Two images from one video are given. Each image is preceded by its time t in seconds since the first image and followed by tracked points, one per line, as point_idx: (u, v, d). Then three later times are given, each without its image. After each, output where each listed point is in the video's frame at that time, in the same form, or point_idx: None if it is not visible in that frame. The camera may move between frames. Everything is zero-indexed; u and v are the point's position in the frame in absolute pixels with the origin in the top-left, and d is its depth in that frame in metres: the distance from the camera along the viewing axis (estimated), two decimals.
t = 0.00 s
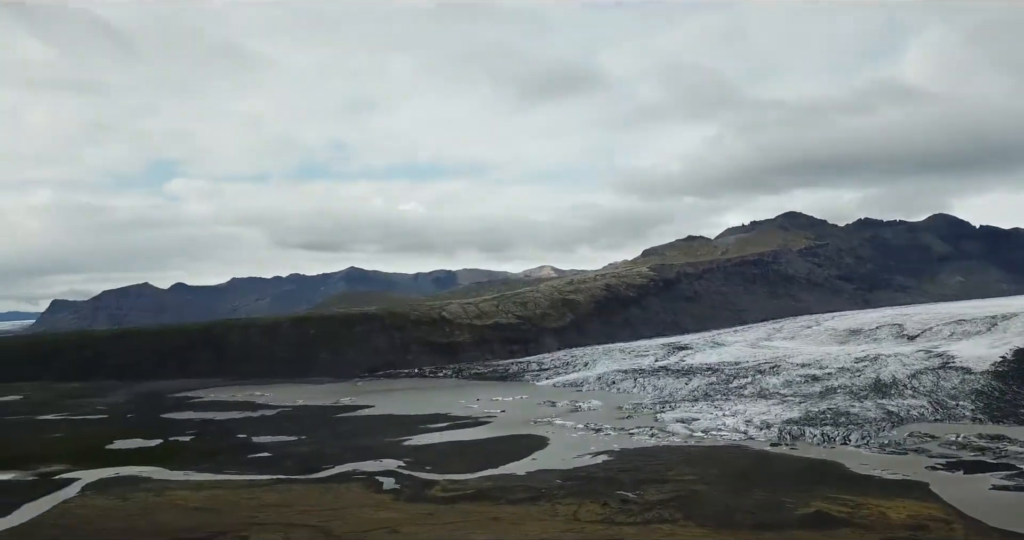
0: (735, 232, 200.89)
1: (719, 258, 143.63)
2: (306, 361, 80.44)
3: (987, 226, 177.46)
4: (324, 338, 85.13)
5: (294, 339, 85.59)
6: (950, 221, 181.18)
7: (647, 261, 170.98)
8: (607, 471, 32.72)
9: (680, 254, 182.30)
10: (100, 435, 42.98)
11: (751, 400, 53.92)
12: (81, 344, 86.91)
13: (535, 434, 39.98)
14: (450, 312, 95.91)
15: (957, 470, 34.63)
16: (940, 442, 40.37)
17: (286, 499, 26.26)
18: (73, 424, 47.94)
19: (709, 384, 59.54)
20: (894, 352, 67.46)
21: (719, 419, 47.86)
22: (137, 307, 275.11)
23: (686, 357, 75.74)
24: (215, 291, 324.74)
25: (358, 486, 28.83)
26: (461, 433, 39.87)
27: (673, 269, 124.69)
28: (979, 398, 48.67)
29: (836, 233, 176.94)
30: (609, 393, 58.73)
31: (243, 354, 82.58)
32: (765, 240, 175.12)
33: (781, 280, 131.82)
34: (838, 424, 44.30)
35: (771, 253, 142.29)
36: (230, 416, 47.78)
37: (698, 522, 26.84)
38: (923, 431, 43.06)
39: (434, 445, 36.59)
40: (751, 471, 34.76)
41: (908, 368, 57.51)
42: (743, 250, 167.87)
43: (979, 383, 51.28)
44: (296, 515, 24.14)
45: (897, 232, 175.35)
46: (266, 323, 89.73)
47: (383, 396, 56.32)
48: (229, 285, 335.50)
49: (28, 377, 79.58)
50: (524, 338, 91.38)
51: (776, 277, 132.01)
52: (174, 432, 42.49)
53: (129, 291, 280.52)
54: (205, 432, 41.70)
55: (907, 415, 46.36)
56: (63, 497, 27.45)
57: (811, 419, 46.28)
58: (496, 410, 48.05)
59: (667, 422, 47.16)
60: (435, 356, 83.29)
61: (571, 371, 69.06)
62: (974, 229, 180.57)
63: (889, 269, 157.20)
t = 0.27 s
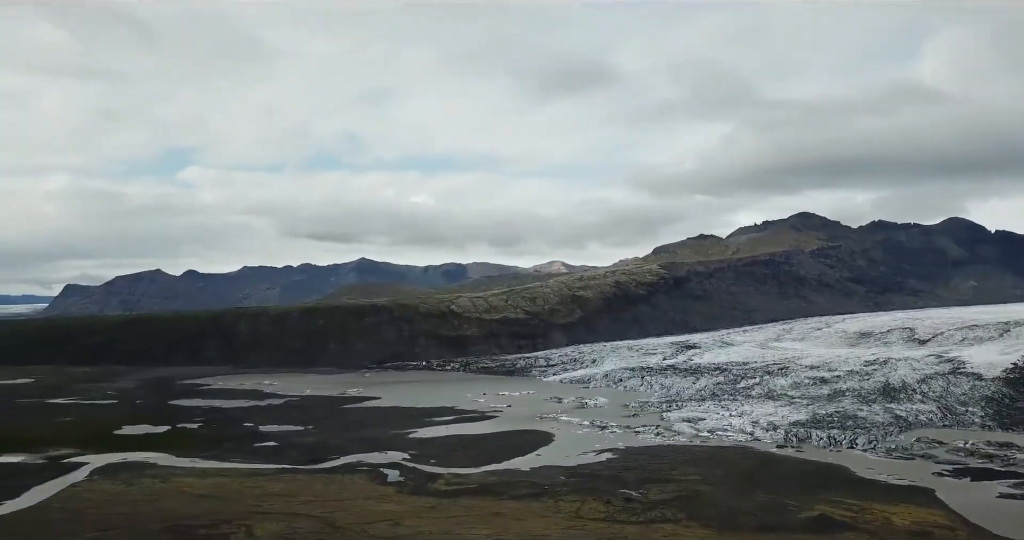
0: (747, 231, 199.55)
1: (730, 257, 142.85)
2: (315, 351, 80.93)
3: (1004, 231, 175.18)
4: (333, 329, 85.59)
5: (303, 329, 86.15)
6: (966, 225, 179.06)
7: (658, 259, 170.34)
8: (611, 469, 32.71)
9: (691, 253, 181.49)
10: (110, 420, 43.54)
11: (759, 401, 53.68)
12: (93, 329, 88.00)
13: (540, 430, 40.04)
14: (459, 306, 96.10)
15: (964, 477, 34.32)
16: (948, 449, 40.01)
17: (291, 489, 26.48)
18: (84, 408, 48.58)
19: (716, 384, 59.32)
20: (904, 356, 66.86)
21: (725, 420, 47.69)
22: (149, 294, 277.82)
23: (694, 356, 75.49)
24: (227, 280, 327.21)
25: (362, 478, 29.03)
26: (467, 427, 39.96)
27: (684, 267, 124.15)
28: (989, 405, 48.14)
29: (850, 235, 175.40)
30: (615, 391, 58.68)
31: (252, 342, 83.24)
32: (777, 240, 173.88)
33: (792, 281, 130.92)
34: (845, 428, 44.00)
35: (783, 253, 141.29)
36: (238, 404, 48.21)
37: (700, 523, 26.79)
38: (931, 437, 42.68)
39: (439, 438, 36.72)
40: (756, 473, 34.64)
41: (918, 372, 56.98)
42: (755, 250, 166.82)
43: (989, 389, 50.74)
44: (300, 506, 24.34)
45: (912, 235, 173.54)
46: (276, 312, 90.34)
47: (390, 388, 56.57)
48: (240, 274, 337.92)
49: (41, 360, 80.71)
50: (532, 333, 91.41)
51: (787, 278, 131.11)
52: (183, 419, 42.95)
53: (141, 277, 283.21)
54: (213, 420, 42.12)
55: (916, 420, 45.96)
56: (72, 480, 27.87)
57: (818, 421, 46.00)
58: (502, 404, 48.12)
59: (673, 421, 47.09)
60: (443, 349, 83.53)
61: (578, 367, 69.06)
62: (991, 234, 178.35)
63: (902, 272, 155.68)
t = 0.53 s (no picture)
0: (761, 232, 198.03)
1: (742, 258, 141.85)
2: (325, 341, 81.39)
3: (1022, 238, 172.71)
4: (344, 319, 85.99)
5: (314, 319, 86.63)
6: (984, 231, 176.71)
7: (670, 257, 169.49)
8: (616, 468, 32.65)
9: (704, 253, 180.39)
10: (121, 404, 44.09)
11: (767, 404, 53.35)
12: (107, 313, 89.01)
13: (547, 426, 40.01)
14: (470, 300, 96.20)
15: (972, 486, 33.95)
16: (958, 457, 39.59)
17: (298, 478, 26.67)
18: (97, 392, 49.25)
19: (725, 385, 59.02)
20: (916, 363, 66.16)
21: (733, 422, 47.45)
22: (162, 280, 280.50)
23: (703, 356, 75.18)
24: (240, 268, 329.72)
25: (368, 469, 29.17)
26: (474, 422, 40.02)
27: (696, 266, 123.45)
28: (1001, 414, 47.55)
29: (864, 239, 173.67)
30: (624, 389, 58.54)
31: (263, 331, 83.85)
32: (791, 242, 172.44)
33: (805, 283, 129.84)
34: (854, 433, 43.64)
35: (796, 255, 140.10)
36: (247, 392, 48.62)
37: (704, 525, 26.70)
38: (940, 445, 42.23)
39: (445, 432, 36.81)
40: (762, 476, 34.45)
41: (929, 379, 56.36)
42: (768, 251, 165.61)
43: (1002, 398, 50.09)
44: (305, 495, 24.51)
45: (928, 240, 171.50)
46: (287, 301, 90.89)
47: (399, 380, 56.77)
48: (253, 262, 340.39)
49: (56, 343, 81.84)
50: (542, 329, 91.36)
51: (800, 280, 130.06)
52: (192, 405, 43.38)
53: (156, 263, 286.08)
54: (222, 407, 42.52)
55: (925, 427, 45.50)
56: (83, 463, 28.28)
57: (826, 426, 45.66)
58: (510, 400, 48.14)
59: (680, 421, 46.93)
60: (452, 343, 83.70)
61: (587, 364, 68.96)
62: (1008, 241, 175.91)
63: (917, 277, 153.96)
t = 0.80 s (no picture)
0: (773, 235, 196.58)
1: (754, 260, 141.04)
2: (334, 333, 81.80)
3: None
4: (353, 311, 86.34)
5: (324, 310, 87.05)
6: (1000, 239, 174.55)
7: (681, 258, 168.77)
8: (622, 468, 32.59)
9: (715, 254, 179.45)
10: (132, 390, 44.57)
11: (775, 408, 53.07)
12: (119, 300, 89.94)
13: (554, 424, 40.00)
14: (480, 295, 96.29)
15: (980, 497, 33.63)
16: (966, 467, 39.20)
17: (304, 469, 26.84)
18: (108, 377, 49.81)
19: (733, 388, 58.74)
20: (927, 370, 65.54)
21: (740, 425, 47.24)
22: (174, 267, 282.82)
23: (712, 358, 74.87)
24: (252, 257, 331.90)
25: (374, 462, 29.29)
26: (480, 417, 40.08)
27: (707, 267, 122.79)
28: (1012, 424, 47.03)
29: (878, 244, 172.07)
30: (631, 389, 58.42)
31: (273, 321, 84.42)
32: (804, 245, 171.11)
33: (816, 287, 128.86)
34: (862, 440, 43.31)
35: (809, 259, 138.99)
36: (256, 381, 48.99)
37: (708, 528, 26.62)
38: (950, 454, 41.82)
39: (452, 427, 36.91)
40: (768, 481, 34.30)
41: (940, 387, 55.82)
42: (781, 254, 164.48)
43: (1013, 409, 49.53)
44: (311, 487, 24.64)
45: (942, 247, 169.64)
46: (298, 292, 91.39)
47: (407, 374, 56.95)
48: (265, 252, 342.37)
49: (69, 327, 82.81)
50: (551, 326, 91.29)
51: (812, 284, 129.09)
52: (201, 393, 43.76)
53: (169, 250, 288.44)
54: (231, 396, 42.88)
55: (935, 435, 45.09)
56: (92, 448, 28.61)
57: (834, 432, 45.35)
58: (517, 396, 48.17)
59: (687, 422, 46.78)
60: (461, 338, 83.87)
61: (595, 363, 68.87)
62: None
63: (931, 284, 152.37)
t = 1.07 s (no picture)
0: (779, 237, 195.84)
1: (759, 263, 140.65)
2: (337, 326, 81.95)
3: None
4: (356, 305, 86.45)
5: (327, 303, 87.19)
6: (1007, 247, 173.60)
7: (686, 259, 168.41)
8: (621, 469, 32.58)
9: (720, 256, 178.97)
10: (134, 379, 44.73)
11: (777, 411, 52.93)
12: (124, 288, 90.27)
13: (554, 423, 39.98)
14: (483, 291, 96.30)
15: (980, 507, 33.47)
16: (967, 476, 39.05)
17: (303, 462, 26.91)
18: (111, 366, 50.03)
19: (735, 390, 58.61)
20: (930, 377, 65.26)
21: (740, 428, 47.15)
22: (179, 257, 283.57)
23: (714, 360, 74.73)
24: (257, 248, 332.55)
25: (373, 457, 29.34)
26: (481, 414, 40.11)
27: (712, 269, 122.48)
28: (1014, 433, 46.81)
29: (884, 249, 171.35)
30: (633, 389, 58.34)
31: (276, 312, 84.62)
32: (809, 249, 170.54)
33: (820, 291, 128.44)
34: (862, 446, 43.18)
35: (814, 263, 138.55)
36: (258, 373, 49.12)
37: (706, 531, 26.58)
38: (950, 462, 41.66)
39: (452, 423, 36.95)
40: (768, 485, 34.22)
41: (942, 395, 55.58)
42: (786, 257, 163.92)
43: (1016, 418, 49.28)
44: (310, 480, 24.70)
45: (949, 254, 168.84)
46: (302, 285, 91.54)
47: (409, 369, 57.02)
48: (270, 243, 342.92)
49: (73, 314, 83.14)
50: (553, 324, 91.26)
51: (816, 288, 128.68)
52: (203, 384, 43.91)
53: (174, 239, 289.24)
54: (233, 387, 42.99)
55: (936, 443, 44.90)
56: (93, 437, 28.72)
57: (835, 437, 45.21)
58: (518, 394, 48.16)
59: (688, 424, 46.71)
60: (464, 334, 83.91)
61: (597, 362, 68.80)
62: None
63: (936, 291, 151.63)
